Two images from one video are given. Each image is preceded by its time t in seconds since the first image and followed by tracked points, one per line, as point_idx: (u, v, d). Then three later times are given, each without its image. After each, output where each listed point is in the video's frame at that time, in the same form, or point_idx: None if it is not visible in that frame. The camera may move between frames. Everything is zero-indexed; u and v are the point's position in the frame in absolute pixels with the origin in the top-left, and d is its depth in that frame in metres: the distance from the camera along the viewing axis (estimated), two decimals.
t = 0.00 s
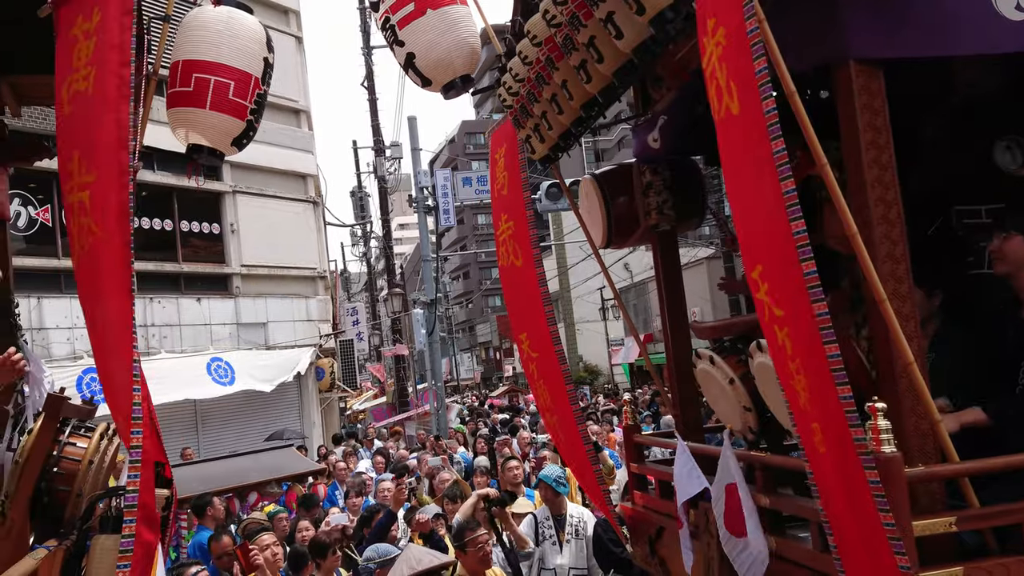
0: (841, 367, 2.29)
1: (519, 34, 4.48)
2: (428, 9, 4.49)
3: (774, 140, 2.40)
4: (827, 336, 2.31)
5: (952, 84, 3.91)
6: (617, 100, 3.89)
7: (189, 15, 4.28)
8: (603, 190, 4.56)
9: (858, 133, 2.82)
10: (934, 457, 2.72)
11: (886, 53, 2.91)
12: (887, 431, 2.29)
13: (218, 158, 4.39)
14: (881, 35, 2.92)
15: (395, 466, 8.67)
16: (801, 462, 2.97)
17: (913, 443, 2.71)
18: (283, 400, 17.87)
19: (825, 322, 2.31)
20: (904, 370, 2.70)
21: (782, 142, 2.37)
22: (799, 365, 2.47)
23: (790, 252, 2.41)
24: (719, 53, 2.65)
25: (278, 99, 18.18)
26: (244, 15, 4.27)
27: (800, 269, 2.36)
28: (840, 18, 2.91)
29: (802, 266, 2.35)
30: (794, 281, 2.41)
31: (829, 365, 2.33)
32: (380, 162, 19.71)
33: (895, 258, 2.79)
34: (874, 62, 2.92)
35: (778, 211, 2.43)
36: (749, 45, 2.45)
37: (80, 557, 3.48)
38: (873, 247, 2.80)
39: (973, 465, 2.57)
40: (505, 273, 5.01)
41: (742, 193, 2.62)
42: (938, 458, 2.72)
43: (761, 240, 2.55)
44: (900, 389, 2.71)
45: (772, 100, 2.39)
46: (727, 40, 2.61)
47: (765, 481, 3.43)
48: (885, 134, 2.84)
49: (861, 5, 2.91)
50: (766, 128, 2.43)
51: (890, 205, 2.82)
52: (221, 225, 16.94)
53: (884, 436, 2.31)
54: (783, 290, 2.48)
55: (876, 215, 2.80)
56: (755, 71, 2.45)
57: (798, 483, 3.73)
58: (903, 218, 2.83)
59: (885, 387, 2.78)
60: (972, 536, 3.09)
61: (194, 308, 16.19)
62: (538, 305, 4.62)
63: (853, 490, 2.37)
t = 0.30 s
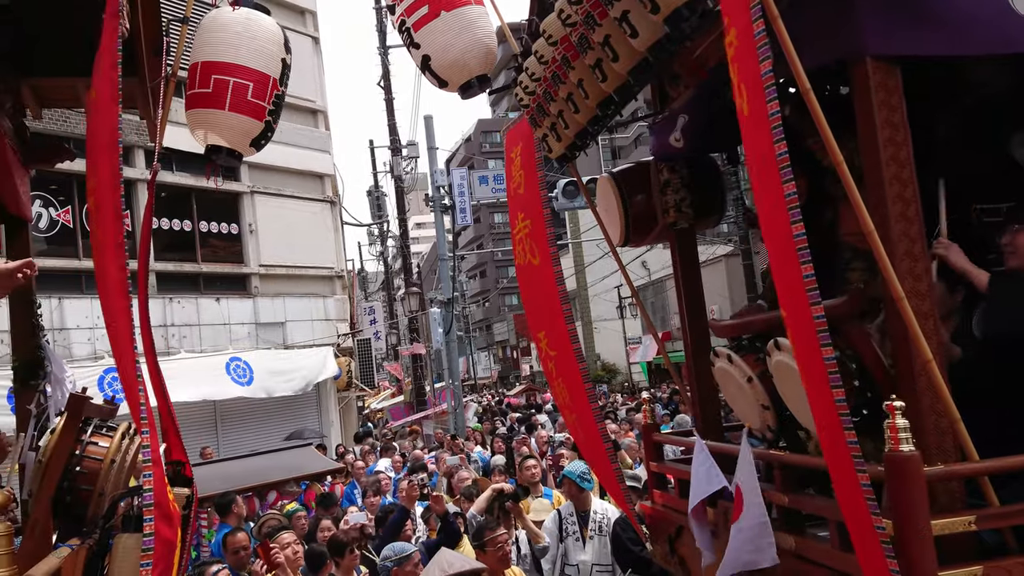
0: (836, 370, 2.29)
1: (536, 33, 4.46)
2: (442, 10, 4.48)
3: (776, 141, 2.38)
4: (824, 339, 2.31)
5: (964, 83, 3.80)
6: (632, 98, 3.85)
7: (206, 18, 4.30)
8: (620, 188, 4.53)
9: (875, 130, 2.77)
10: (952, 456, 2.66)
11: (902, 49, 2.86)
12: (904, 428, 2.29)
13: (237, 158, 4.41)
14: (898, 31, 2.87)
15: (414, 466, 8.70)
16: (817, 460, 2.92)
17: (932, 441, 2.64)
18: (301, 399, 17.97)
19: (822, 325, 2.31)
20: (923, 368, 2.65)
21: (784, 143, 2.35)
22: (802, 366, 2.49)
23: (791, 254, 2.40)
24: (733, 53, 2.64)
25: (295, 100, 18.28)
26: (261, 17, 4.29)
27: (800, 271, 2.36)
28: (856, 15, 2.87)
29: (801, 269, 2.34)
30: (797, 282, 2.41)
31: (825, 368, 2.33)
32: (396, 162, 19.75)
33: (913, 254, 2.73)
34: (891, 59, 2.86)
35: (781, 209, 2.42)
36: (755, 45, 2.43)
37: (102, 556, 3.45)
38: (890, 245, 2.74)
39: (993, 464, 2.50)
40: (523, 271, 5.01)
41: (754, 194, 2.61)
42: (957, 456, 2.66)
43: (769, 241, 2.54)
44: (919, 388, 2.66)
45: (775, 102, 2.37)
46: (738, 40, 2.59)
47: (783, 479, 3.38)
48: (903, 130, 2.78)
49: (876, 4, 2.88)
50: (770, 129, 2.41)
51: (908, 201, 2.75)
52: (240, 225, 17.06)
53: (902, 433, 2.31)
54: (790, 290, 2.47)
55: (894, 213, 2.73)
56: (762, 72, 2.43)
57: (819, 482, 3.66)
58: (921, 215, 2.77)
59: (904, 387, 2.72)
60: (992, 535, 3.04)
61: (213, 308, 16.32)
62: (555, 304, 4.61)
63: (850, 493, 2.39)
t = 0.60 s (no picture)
0: (869, 362, 2.28)
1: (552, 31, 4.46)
2: (456, 12, 4.49)
3: (809, 132, 2.39)
4: (855, 330, 2.30)
5: (978, 80, 3.68)
6: (647, 96, 3.84)
7: (225, 19, 4.34)
8: (636, 186, 4.53)
9: (892, 125, 2.75)
10: (970, 452, 2.64)
11: (919, 46, 2.83)
12: (921, 425, 2.29)
13: (256, 158, 4.45)
14: (915, 28, 2.85)
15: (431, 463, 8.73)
16: (834, 458, 2.91)
17: (950, 437, 2.63)
18: (320, 397, 18.08)
19: (854, 316, 2.30)
20: (940, 365, 2.63)
21: (816, 133, 2.36)
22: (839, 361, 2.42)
23: (826, 245, 2.40)
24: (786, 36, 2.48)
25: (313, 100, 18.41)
26: (279, 17, 4.32)
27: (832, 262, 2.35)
28: (873, 11, 2.85)
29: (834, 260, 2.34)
30: (829, 273, 2.40)
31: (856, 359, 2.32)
32: (412, 161, 19.82)
33: (931, 251, 2.72)
34: (908, 55, 2.84)
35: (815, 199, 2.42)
36: (786, 36, 2.45)
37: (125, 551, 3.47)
38: (907, 241, 2.72)
39: (1012, 461, 2.49)
40: (540, 270, 5.02)
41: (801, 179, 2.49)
42: (975, 453, 2.64)
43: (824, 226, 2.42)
44: (936, 385, 2.64)
45: (808, 91, 2.38)
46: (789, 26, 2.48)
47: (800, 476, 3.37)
48: (920, 127, 2.76)
49: (892, 4, 2.85)
50: (803, 119, 2.42)
51: (925, 198, 2.73)
52: (258, 224, 17.20)
53: (919, 430, 2.30)
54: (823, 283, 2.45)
55: (911, 209, 2.71)
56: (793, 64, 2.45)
57: (837, 479, 3.63)
58: (938, 212, 2.75)
59: (922, 384, 2.70)
60: (1011, 533, 3.02)
61: (232, 306, 16.46)
62: (572, 301, 4.62)
63: (880, 489, 2.36)
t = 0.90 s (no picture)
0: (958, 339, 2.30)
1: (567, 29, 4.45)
2: (471, 10, 4.50)
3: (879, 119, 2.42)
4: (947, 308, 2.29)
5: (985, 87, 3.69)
6: (662, 93, 3.81)
7: (243, 20, 4.37)
8: (653, 183, 4.51)
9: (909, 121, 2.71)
10: (990, 449, 2.60)
11: (940, 41, 2.78)
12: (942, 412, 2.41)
13: (273, 158, 4.49)
14: (935, 23, 2.79)
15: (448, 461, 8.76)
16: (852, 455, 2.88)
17: (970, 434, 2.59)
18: (339, 395, 18.19)
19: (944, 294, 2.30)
20: (959, 361, 2.58)
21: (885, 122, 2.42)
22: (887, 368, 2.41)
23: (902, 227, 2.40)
24: (817, 32, 2.51)
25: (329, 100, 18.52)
26: (294, 18, 4.34)
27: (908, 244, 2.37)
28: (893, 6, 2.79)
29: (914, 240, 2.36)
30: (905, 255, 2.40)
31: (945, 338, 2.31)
32: (429, 159, 19.86)
33: (949, 247, 2.67)
34: (927, 50, 2.79)
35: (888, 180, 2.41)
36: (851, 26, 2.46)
37: (146, 548, 3.53)
38: (925, 236, 2.68)
39: None
40: (559, 269, 5.00)
41: (852, 170, 2.45)
42: (995, 450, 2.60)
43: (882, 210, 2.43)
44: (955, 381, 2.60)
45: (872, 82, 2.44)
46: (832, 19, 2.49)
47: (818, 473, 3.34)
48: (938, 121, 2.73)
49: (914, 3, 2.78)
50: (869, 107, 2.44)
51: (944, 193, 2.69)
52: (278, 224, 17.33)
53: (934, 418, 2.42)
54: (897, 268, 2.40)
55: (929, 206, 2.68)
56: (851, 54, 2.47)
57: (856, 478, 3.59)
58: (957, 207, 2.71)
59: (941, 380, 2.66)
60: None
61: (252, 306, 16.59)
62: (589, 300, 4.61)
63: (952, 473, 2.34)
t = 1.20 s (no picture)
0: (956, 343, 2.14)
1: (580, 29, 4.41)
2: (485, 12, 4.48)
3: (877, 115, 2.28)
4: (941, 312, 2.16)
5: (1000, 98, 3.59)
6: (678, 93, 3.76)
7: (257, 24, 4.38)
8: (669, 182, 4.46)
9: (926, 120, 2.65)
10: (1012, 450, 2.53)
11: (959, 39, 2.71)
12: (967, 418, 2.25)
13: (290, 160, 4.50)
14: (953, 21, 2.73)
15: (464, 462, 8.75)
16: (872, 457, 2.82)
17: (990, 435, 2.52)
18: (358, 396, 18.28)
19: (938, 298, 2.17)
20: (977, 362, 2.52)
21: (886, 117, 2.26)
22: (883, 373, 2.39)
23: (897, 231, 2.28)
24: (801, 37, 2.51)
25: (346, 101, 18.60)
26: (309, 21, 4.34)
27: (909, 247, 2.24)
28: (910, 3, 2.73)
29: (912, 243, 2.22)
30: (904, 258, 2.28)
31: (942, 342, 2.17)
32: (446, 160, 19.88)
33: (968, 244, 2.60)
34: (945, 47, 2.73)
35: (877, 183, 2.31)
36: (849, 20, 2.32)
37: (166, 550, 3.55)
38: (943, 235, 2.62)
39: None
40: (576, 270, 4.97)
41: (844, 173, 2.41)
42: (1016, 452, 2.52)
43: (853, 216, 2.41)
44: (974, 381, 2.52)
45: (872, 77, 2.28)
46: (814, 20, 2.47)
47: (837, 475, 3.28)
48: (956, 119, 2.66)
49: None
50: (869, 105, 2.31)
51: (963, 190, 2.62)
52: (296, 225, 17.45)
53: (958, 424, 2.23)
54: (885, 273, 2.33)
55: (947, 204, 2.60)
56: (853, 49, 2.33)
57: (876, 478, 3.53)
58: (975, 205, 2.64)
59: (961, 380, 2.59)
60: None
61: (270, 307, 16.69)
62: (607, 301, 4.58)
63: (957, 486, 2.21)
